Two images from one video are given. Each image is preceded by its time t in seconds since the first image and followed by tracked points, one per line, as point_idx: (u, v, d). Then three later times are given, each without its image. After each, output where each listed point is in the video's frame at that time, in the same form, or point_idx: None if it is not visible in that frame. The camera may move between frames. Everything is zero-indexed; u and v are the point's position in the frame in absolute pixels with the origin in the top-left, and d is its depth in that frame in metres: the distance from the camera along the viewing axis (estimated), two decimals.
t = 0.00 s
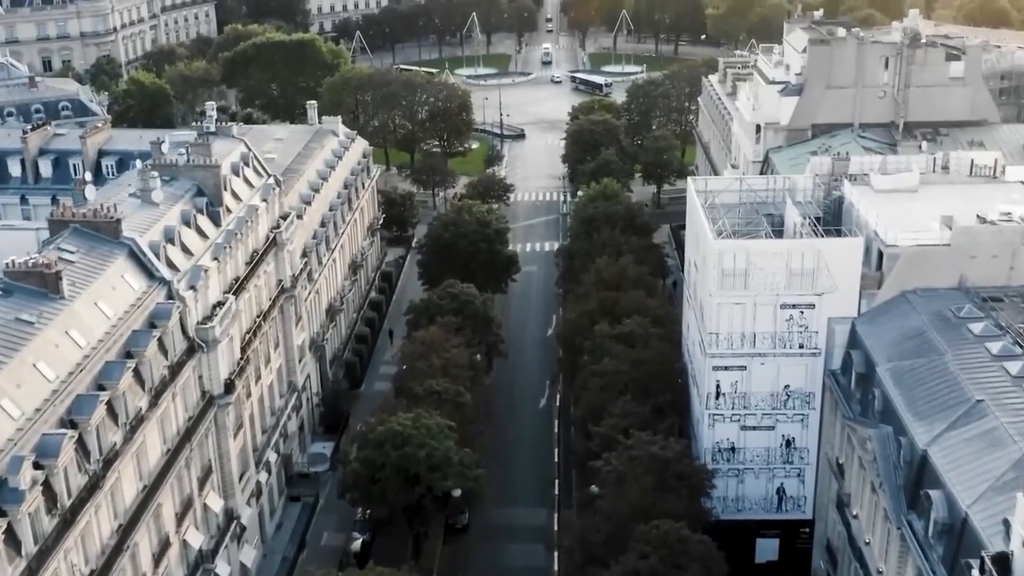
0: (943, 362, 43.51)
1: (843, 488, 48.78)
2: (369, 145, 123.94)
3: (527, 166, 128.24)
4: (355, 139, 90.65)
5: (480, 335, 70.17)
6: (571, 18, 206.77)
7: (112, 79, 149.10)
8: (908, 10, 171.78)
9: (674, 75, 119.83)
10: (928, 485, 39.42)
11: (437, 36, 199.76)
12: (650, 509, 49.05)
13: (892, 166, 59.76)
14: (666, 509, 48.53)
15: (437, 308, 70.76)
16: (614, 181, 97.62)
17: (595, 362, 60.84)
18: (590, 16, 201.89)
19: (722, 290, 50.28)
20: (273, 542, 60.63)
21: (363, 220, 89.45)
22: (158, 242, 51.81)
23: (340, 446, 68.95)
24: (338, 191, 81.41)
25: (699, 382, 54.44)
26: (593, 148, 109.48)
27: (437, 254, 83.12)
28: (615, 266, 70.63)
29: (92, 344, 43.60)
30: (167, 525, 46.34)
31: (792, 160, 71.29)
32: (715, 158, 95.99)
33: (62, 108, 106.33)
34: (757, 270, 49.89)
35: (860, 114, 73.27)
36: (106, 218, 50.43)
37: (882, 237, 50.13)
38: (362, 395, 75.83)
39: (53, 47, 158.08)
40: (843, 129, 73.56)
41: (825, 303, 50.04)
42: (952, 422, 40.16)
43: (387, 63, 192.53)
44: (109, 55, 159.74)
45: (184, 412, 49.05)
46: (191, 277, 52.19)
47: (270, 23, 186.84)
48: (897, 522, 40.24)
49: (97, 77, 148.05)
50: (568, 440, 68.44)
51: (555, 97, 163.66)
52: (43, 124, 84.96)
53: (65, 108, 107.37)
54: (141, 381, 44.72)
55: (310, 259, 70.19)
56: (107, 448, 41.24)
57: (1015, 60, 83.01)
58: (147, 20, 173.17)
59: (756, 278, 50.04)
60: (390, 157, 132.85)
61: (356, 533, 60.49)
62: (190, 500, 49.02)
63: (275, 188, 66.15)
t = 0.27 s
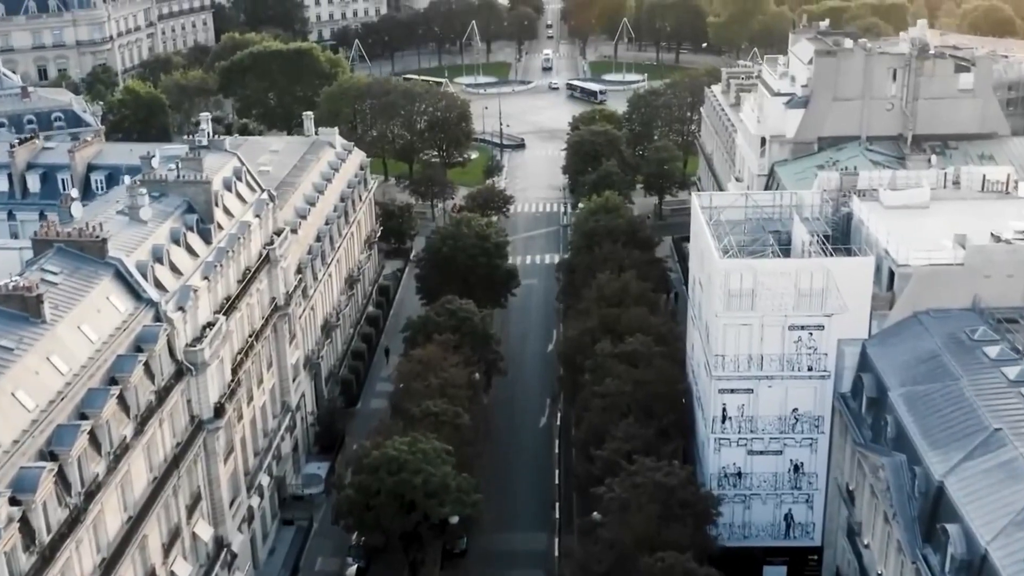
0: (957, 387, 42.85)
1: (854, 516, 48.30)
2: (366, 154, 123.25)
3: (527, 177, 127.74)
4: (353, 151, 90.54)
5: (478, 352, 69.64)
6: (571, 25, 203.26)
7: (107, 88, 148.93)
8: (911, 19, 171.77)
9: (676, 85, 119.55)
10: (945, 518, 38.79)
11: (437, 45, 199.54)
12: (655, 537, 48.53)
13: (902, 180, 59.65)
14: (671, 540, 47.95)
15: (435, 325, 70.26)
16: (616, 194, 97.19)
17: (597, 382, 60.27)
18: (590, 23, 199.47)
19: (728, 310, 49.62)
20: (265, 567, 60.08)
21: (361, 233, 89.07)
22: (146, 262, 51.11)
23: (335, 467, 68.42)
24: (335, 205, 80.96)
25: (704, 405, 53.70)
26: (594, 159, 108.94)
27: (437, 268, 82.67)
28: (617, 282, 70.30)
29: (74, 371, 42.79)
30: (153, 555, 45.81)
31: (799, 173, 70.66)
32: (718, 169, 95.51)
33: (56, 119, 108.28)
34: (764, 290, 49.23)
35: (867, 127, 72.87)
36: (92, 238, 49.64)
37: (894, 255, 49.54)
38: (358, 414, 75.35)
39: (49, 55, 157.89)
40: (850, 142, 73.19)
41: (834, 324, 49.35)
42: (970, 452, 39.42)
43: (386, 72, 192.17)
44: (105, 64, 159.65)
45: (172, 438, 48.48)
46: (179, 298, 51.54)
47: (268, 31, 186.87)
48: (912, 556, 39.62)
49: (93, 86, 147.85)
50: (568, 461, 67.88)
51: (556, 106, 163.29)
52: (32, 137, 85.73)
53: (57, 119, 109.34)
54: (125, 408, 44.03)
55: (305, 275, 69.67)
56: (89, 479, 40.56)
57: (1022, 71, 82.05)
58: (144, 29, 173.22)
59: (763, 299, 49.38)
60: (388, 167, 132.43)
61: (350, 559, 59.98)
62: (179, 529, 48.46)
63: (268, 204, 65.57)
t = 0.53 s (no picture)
0: (975, 417, 42.10)
1: (865, 548, 47.48)
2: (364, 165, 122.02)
3: (527, 189, 127.17)
4: (349, 163, 90.43)
5: (477, 373, 68.99)
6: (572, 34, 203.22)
7: (102, 98, 148.88)
8: (914, 30, 171.84)
9: (678, 96, 119.21)
10: (964, 556, 37.96)
11: (437, 54, 199.05)
12: (659, 572, 47.92)
13: (913, 199, 58.39)
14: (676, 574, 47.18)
15: (432, 344, 69.67)
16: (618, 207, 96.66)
17: (600, 405, 59.53)
18: (590, 31, 199.01)
19: (736, 334, 48.98)
20: None
21: (357, 247, 88.59)
22: (130, 285, 50.40)
23: (329, 491, 67.72)
24: (330, 220, 80.55)
25: (711, 432, 53.04)
26: (595, 171, 108.31)
27: (435, 284, 82.09)
28: (619, 299, 69.88)
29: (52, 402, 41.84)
30: None
31: (805, 189, 69.70)
32: (722, 181, 94.96)
33: (48, 129, 111.61)
34: (772, 314, 48.56)
35: (875, 139, 72.21)
36: (74, 261, 49.02)
37: (907, 277, 48.83)
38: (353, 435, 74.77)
39: (44, 64, 157.65)
40: (858, 156, 72.47)
41: (846, 349, 48.62)
42: (989, 488, 38.62)
43: (384, 81, 191.95)
44: (101, 73, 159.53)
45: (158, 468, 47.78)
46: (165, 321, 50.62)
47: (265, 40, 186.87)
48: None
49: (89, 96, 147.70)
50: (567, 484, 67.28)
51: (556, 116, 162.94)
52: (19, 154, 85.97)
53: (49, 130, 112.74)
54: (107, 440, 43.20)
55: (299, 293, 69.00)
56: (67, 516, 39.72)
57: None
58: (140, 38, 173.45)
59: (772, 323, 48.70)
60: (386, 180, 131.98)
61: None
62: (164, 563, 47.73)
63: (260, 221, 65.03)
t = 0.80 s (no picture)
0: (994, 449, 41.28)
1: None
2: (361, 177, 122.17)
3: (526, 201, 126.63)
4: (344, 176, 90.18)
5: (475, 394, 68.31)
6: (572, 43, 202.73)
7: (98, 108, 148.70)
8: (917, 39, 171.57)
9: (680, 107, 118.90)
10: None
11: (436, 63, 198.96)
12: None
13: (924, 217, 57.89)
14: None
15: (429, 365, 69.05)
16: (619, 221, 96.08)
17: (602, 429, 58.79)
18: (590, 40, 198.15)
19: (743, 360, 48.25)
20: None
21: (354, 262, 88.19)
22: (113, 309, 49.54)
23: (323, 516, 66.97)
24: (326, 235, 80.23)
25: (718, 460, 52.34)
26: (597, 183, 107.84)
27: (433, 300, 81.56)
28: (621, 318, 69.39)
29: (29, 436, 40.72)
30: None
31: (812, 207, 68.80)
32: (725, 195, 94.31)
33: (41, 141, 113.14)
34: (781, 339, 47.85)
35: (884, 155, 71.61)
36: (55, 284, 47.96)
37: (922, 299, 47.71)
38: (347, 456, 74.08)
39: (39, 74, 157.38)
40: (867, 172, 71.80)
41: (858, 375, 47.79)
42: (1011, 526, 37.74)
43: (382, 90, 191.73)
44: (96, 82, 159.37)
45: (141, 500, 47.09)
46: (150, 347, 49.77)
47: (263, 49, 186.83)
48: None
49: (84, 106, 147.52)
50: (566, 508, 66.57)
51: (557, 126, 162.49)
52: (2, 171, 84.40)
53: (40, 142, 114.19)
54: (86, 474, 42.42)
55: (292, 312, 68.44)
56: (43, 556, 38.95)
57: None
58: (137, 46, 173.39)
59: (780, 349, 48.02)
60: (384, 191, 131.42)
61: None
62: None
63: (251, 239, 64.42)
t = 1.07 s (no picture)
0: (1016, 483, 40.39)
1: None
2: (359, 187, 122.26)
3: (527, 212, 126.16)
4: (341, 191, 90.04)
5: (473, 417, 67.62)
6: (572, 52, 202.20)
7: (92, 118, 148.49)
8: (921, 49, 171.64)
9: (682, 118, 118.54)
10: None
11: (436, 71, 198.62)
12: None
13: (937, 236, 56.39)
14: None
15: (426, 387, 68.27)
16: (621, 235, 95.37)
17: (604, 455, 58.27)
18: (590, 48, 198.09)
19: (752, 387, 47.58)
20: None
21: (350, 277, 87.95)
22: (94, 335, 48.64)
23: (316, 542, 66.41)
24: (320, 250, 80.07)
25: (725, 489, 51.58)
26: (597, 196, 107.15)
27: (430, 317, 80.93)
28: (623, 338, 68.82)
29: (4, 471, 39.68)
30: None
31: (821, 225, 67.16)
32: (728, 208, 93.25)
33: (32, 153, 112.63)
34: (791, 366, 47.11)
35: (893, 170, 70.82)
36: (33, 310, 46.89)
37: (936, 324, 46.55)
38: (341, 479, 73.44)
39: (34, 83, 157.08)
40: (876, 187, 71.02)
41: (871, 403, 47.11)
42: None
43: (381, 99, 191.47)
44: (91, 92, 159.13)
45: (123, 535, 46.36)
46: (133, 374, 48.74)
47: (261, 58, 186.63)
48: None
49: (79, 117, 147.36)
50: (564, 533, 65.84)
51: (557, 136, 162.05)
52: None
53: (31, 155, 113.93)
54: (64, 510, 41.51)
55: (284, 331, 67.78)
56: None
57: None
58: (133, 56, 173.24)
59: (791, 376, 47.31)
60: (382, 203, 131.24)
61: None
62: None
63: (242, 257, 63.61)
